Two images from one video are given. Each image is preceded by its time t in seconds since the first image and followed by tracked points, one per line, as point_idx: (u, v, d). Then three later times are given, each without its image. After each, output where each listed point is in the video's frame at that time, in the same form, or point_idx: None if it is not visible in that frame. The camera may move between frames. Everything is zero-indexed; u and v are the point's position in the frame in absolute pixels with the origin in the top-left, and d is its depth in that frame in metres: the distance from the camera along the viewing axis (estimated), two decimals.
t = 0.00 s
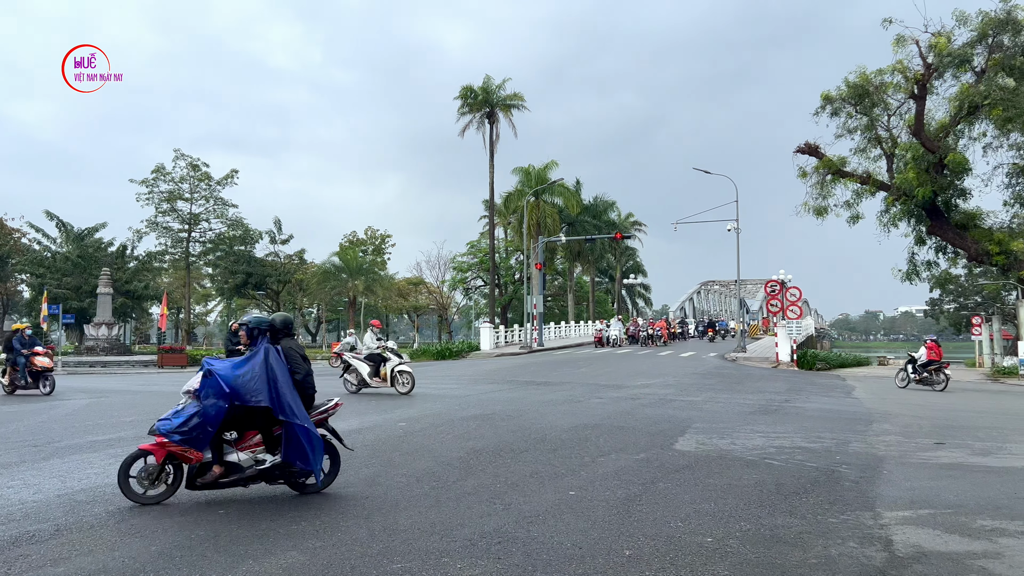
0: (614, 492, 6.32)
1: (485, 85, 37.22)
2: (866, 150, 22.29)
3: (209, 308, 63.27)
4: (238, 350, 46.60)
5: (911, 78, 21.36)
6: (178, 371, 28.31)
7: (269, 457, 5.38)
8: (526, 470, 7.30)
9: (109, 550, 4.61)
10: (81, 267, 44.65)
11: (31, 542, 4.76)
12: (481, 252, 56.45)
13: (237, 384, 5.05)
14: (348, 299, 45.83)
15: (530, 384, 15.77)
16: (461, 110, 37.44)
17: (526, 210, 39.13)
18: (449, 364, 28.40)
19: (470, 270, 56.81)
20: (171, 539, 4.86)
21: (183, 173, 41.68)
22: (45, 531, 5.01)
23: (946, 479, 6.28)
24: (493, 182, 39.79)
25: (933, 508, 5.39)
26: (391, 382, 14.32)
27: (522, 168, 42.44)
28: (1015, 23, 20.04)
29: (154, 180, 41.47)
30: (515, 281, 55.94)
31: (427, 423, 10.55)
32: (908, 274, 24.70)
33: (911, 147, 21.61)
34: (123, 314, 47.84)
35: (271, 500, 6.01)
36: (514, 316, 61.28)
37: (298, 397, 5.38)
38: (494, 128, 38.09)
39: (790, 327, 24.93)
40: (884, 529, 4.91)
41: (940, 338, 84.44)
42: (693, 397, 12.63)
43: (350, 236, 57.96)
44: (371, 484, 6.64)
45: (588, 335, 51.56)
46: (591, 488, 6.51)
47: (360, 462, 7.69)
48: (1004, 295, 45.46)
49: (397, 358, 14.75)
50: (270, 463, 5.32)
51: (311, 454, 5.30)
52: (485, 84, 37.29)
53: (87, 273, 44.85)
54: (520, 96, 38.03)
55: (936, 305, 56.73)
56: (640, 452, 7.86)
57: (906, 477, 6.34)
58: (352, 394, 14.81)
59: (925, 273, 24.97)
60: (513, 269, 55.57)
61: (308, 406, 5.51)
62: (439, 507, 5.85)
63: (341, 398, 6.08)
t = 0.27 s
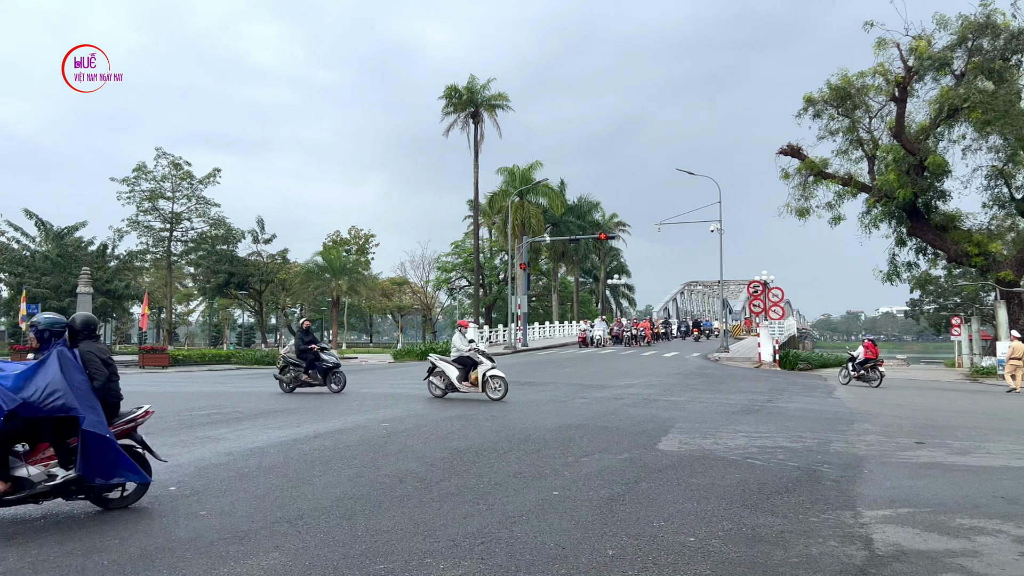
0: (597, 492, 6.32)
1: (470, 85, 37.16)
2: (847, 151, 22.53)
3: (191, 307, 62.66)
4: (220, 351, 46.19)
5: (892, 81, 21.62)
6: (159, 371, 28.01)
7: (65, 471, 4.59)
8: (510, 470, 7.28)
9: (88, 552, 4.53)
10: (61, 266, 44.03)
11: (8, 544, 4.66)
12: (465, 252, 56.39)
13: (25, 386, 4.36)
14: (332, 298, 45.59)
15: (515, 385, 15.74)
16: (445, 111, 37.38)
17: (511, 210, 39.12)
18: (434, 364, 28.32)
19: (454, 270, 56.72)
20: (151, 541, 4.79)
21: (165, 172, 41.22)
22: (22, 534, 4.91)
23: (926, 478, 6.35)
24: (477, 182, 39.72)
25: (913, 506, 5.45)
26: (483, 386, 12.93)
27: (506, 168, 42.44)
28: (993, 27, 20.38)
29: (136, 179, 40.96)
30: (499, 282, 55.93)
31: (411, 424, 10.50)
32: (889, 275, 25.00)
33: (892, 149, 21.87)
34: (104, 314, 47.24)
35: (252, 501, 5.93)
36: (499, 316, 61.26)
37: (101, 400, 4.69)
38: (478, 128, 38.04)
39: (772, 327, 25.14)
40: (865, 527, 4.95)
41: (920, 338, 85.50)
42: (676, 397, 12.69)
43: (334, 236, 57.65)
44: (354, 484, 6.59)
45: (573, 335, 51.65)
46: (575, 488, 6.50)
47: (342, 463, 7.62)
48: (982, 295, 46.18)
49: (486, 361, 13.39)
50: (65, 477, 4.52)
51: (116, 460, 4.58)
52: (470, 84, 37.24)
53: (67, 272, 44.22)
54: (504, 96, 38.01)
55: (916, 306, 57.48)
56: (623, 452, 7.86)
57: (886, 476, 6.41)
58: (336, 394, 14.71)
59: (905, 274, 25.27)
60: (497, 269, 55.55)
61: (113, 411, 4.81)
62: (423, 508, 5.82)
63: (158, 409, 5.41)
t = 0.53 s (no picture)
0: (581, 492, 6.31)
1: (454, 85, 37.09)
2: (830, 153, 22.73)
3: (172, 307, 62.00)
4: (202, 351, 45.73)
5: (874, 84, 21.85)
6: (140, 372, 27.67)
7: None
8: (493, 471, 7.25)
9: (66, 555, 4.45)
10: (40, 265, 43.41)
11: None
12: (449, 253, 56.26)
13: None
14: (315, 299, 45.30)
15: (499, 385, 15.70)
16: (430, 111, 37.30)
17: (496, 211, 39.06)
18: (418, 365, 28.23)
19: (439, 270, 56.59)
20: (132, 544, 4.70)
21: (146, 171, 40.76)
22: None
23: (906, 477, 6.40)
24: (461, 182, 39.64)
25: (893, 505, 5.48)
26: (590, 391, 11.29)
27: (491, 168, 42.43)
28: (973, 31, 20.65)
29: (117, 178, 40.45)
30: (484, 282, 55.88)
31: (395, 424, 10.44)
32: (870, 276, 25.26)
33: (873, 151, 22.09)
34: (84, 314, 46.62)
35: (235, 503, 5.85)
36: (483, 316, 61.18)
37: None
38: (463, 128, 37.98)
39: (755, 328, 25.29)
40: (846, 527, 4.98)
41: (901, 339, 86.50)
42: (659, 397, 12.72)
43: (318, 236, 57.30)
44: (337, 486, 6.53)
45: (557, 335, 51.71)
46: (559, 488, 6.49)
47: (325, 464, 7.54)
48: (962, 296, 46.80)
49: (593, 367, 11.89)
50: None
51: None
52: (455, 84, 37.16)
53: (46, 272, 43.60)
54: (489, 96, 37.95)
55: (896, 306, 58.13)
56: (607, 453, 7.86)
57: (866, 476, 6.46)
58: (319, 395, 14.60)
59: (886, 275, 25.55)
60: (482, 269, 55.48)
61: None
62: (407, 509, 5.76)
63: None
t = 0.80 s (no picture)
0: (564, 492, 6.28)
1: (439, 84, 36.97)
2: (812, 155, 22.91)
3: (154, 308, 61.36)
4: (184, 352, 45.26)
5: (856, 86, 22.05)
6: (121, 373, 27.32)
7: None
8: (478, 471, 7.21)
9: (44, 558, 4.35)
10: (19, 265, 42.78)
11: None
12: (434, 253, 56.08)
13: None
14: (299, 299, 44.99)
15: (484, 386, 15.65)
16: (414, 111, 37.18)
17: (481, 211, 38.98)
18: (403, 365, 28.13)
19: (424, 270, 56.44)
20: (111, 546, 4.61)
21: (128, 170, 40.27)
22: None
23: (888, 476, 6.45)
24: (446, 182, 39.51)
25: (874, 505, 5.51)
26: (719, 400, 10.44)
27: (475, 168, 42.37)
28: (953, 34, 20.88)
29: (98, 177, 39.91)
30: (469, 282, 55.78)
31: (379, 425, 10.38)
32: (853, 276, 25.47)
33: (856, 153, 22.29)
34: (64, 314, 46.02)
35: (216, 505, 5.77)
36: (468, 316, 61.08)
37: None
38: (448, 128, 37.88)
39: (738, 328, 25.44)
40: (828, 526, 4.99)
41: (883, 339, 87.40)
42: (644, 397, 12.73)
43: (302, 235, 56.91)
44: (320, 487, 6.46)
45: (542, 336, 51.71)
46: (544, 488, 6.46)
47: (307, 466, 7.46)
48: (942, 296, 47.35)
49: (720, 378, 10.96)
50: None
51: None
52: (439, 84, 37.04)
53: (26, 272, 42.99)
54: (474, 96, 37.88)
55: (878, 307, 58.72)
56: (591, 453, 7.85)
57: (848, 475, 6.49)
58: (303, 396, 14.47)
59: (868, 276, 25.78)
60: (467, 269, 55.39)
61: None
62: (391, 510, 5.71)
63: None
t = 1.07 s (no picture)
0: (550, 493, 6.26)
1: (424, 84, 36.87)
2: (796, 156, 23.08)
3: (137, 308, 60.78)
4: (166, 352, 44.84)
5: (839, 88, 22.23)
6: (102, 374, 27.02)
7: None
8: (463, 472, 7.18)
9: (23, 561, 4.27)
10: None
11: None
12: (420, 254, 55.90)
13: None
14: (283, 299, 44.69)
15: (470, 386, 15.62)
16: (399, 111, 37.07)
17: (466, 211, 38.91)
18: (389, 366, 28.05)
19: (409, 271, 56.29)
20: (91, 549, 4.53)
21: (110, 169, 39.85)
22: None
23: (871, 475, 6.49)
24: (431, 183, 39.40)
25: (858, 504, 5.54)
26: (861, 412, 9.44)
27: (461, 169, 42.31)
28: (935, 37, 21.11)
29: (79, 176, 39.47)
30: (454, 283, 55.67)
31: (365, 426, 10.32)
32: (836, 276, 25.66)
33: (838, 155, 22.48)
34: (45, 315, 45.45)
35: (199, 507, 5.69)
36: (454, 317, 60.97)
37: None
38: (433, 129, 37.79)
39: (724, 328, 25.59)
40: (811, 525, 5.01)
41: (866, 339, 88.24)
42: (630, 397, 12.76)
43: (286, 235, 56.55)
44: (304, 488, 6.39)
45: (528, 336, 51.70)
46: (529, 489, 6.44)
47: (291, 467, 7.38)
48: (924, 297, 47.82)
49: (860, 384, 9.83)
50: None
51: None
52: (425, 84, 36.94)
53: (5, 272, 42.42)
54: (459, 96, 37.81)
55: (861, 307, 59.22)
56: (577, 453, 7.83)
57: (831, 475, 6.52)
58: (288, 397, 14.38)
59: (852, 276, 25.99)
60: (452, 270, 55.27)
61: None
62: (376, 511, 5.66)
63: None
